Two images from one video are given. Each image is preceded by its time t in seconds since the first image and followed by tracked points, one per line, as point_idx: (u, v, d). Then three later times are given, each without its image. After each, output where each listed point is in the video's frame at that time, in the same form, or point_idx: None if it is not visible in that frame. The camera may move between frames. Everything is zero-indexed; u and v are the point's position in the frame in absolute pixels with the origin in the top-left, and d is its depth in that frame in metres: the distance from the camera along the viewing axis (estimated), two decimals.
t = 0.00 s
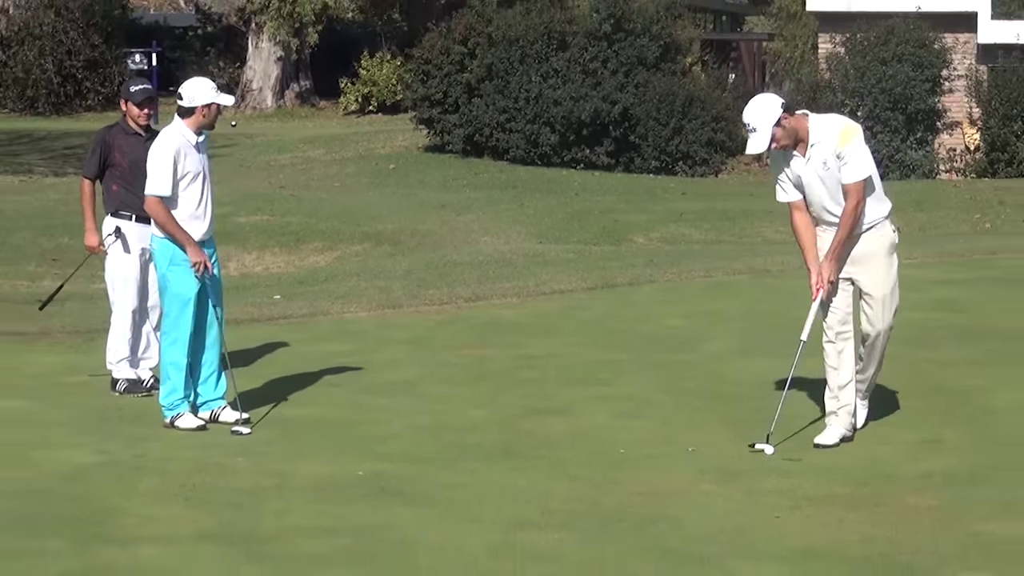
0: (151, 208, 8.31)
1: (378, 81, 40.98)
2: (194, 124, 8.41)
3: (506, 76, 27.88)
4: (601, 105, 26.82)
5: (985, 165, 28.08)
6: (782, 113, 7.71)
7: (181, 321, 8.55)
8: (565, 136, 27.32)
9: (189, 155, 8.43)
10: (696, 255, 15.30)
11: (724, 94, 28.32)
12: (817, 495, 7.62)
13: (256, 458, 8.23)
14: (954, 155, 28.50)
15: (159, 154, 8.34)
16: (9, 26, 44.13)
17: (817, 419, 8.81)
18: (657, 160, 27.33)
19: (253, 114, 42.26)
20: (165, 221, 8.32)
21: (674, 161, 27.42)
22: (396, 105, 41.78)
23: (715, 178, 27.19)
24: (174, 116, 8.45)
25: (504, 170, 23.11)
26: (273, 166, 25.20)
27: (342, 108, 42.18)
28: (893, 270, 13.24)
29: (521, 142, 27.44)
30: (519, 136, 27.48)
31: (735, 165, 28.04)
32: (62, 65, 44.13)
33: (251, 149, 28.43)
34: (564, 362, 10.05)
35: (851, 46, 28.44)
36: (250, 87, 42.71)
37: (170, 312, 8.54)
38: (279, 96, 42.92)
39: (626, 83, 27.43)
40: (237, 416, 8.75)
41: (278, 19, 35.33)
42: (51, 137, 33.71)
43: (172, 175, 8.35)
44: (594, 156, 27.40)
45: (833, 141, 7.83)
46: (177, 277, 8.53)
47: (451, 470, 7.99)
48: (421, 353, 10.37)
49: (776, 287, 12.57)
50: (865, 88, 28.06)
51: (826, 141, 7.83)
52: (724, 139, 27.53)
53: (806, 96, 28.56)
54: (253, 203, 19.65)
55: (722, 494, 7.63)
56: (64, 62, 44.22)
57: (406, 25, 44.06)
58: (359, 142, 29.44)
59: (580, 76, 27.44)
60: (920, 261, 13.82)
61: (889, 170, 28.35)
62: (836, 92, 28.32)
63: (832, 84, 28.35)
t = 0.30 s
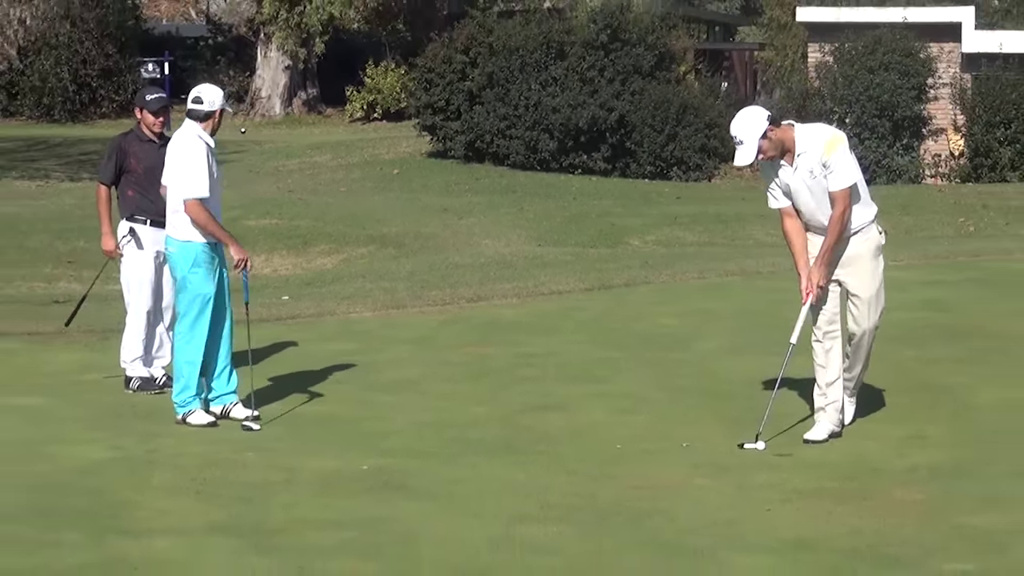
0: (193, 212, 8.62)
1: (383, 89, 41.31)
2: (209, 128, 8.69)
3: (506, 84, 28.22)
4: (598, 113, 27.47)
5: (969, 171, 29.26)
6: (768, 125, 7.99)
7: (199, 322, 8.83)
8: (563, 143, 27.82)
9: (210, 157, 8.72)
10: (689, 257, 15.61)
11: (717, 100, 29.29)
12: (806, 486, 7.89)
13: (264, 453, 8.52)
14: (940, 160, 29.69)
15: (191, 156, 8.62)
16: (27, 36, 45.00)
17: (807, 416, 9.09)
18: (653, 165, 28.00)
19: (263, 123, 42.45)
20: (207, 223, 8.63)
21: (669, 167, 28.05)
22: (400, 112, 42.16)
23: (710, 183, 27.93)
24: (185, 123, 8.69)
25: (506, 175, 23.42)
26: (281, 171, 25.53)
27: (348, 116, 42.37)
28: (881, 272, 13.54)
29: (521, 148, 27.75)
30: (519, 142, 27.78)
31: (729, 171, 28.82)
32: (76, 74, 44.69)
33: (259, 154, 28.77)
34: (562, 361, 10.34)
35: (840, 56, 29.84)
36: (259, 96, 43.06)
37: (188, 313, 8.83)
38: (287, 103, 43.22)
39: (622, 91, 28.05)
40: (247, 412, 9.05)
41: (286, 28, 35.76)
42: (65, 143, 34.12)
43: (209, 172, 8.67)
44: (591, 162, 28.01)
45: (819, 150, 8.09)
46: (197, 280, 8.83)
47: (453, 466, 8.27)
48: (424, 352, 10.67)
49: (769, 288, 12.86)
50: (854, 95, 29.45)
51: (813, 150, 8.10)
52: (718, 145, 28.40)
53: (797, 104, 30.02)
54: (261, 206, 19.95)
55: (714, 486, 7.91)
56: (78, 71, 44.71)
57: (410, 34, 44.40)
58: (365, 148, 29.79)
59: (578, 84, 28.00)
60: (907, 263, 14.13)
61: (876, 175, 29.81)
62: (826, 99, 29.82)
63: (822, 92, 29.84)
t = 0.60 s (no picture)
0: (219, 208, 8.62)
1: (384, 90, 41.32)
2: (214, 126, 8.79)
3: (506, 86, 28.34)
4: (598, 114, 27.52)
5: (967, 172, 29.19)
6: (766, 127, 8.04)
7: (205, 324, 8.88)
8: (563, 143, 27.86)
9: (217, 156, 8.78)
10: (689, 257, 15.65)
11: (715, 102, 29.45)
12: (805, 485, 7.93)
13: (266, 452, 8.57)
14: (936, 161, 29.77)
15: (205, 154, 8.68)
16: (31, 39, 45.11)
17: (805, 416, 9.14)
18: (653, 166, 28.06)
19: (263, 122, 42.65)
20: (233, 219, 8.60)
21: (669, 168, 28.16)
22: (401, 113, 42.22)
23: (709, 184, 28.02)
24: (190, 121, 8.77)
25: (506, 176, 23.46)
26: (283, 172, 25.60)
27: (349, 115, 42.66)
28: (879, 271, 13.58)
29: (522, 149, 27.72)
30: (520, 143, 27.78)
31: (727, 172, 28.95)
32: (79, 76, 45.21)
33: (260, 155, 28.85)
34: (562, 360, 10.40)
35: (838, 57, 30.01)
36: (261, 97, 43.13)
37: (194, 314, 8.86)
38: (289, 104, 43.32)
39: (622, 92, 28.09)
40: (249, 412, 9.10)
41: (287, 31, 35.85)
42: (67, 144, 34.16)
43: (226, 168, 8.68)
44: (591, 163, 28.05)
45: (817, 150, 8.14)
46: (205, 281, 8.85)
47: (453, 465, 8.31)
48: (425, 351, 10.73)
49: (768, 288, 12.91)
50: (853, 96, 29.59)
51: (811, 150, 8.14)
52: (716, 147, 28.56)
53: (796, 105, 30.15)
54: (263, 207, 20.01)
55: (715, 485, 7.95)
56: (82, 73, 45.22)
57: (411, 37, 44.41)
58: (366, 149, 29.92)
59: (578, 85, 28.11)
60: (904, 263, 14.18)
61: (874, 175, 29.89)
62: (824, 101, 29.99)
63: (820, 93, 30.01)
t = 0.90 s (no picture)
0: (222, 206, 8.62)
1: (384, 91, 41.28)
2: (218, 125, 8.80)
3: (506, 86, 28.40)
4: (598, 114, 27.51)
5: (967, 172, 29.17)
6: (769, 129, 8.04)
7: (206, 323, 8.89)
8: (563, 144, 27.87)
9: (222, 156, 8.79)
10: (689, 257, 15.64)
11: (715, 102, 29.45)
12: (806, 485, 7.92)
13: (266, 452, 8.58)
14: (936, 161, 29.76)
15: (206, 153, 8.69)
16: (30, 39, 44.65)
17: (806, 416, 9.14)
18: (653, 167, 28.04)
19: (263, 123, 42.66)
20: (235, 218, 8.63)
21: (669, 168, 28.13)
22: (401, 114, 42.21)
23: (709, 184, 27.99)
24: (194, 120, 8.79)
25: (506, 177, 23.44)
26: (283, 172, 25.61)
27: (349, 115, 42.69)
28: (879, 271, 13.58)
29: (522, 150, 27.77)
30: (519, 144, 27.82)
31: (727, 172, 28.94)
32: (79, 76, 45.28)
33: (260, 155, 28.86)
34: (562, 360, 10.40)
35: (838, 58, 30.01)
36: (261, 97, 43.11)
37: (196, 313, 8.87)
38: (289, 105, 43.34)
39: (622, 92, 28.07)
40: (249, 413, 9.10)
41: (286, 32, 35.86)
42: (68, 145, 34.13)
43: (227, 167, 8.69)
44: (591, 163, 28.05)
45: (821, 149, 8.15)
46: (206, 281, 8.86)
47: (453, 465, 8.31)
48: (425, 351, 10.74)
49: (768, 289, 12.91)
50: (852, 96, 29.59)
51: (815, 149, 8.15)
52: (716, 147, 28.54)
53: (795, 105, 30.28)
54: (263, 208, 20.01)
55: (714, 485, 7.95)
56: (82, 74, 45.33)
57: (411, 37, 44.39)
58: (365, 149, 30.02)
59: (577, 85, 28.11)
60: (904, 263, 14.18)
61: (874, 175, 29.86)
62: (824, 101, 30.02)
63: (820, 93, 30.05)
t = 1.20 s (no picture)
0: (202, 210, 8.64)
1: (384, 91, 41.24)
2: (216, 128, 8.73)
3: (507, 88, 28.52)
4: (598, 115, 27.49)
5: (967, 172, 29.15)
6: (773, 153, 7.87)
7: (205, 324, 8.91)
8: (564, 145, 27.91)
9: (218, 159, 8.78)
10: (689, 257, 15.63)
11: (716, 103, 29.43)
12: (805, 486, 7.92)
13: (267, 453, 8.58)
14: (936, 162, 29.75)
15: (199, 157, 8.67)
16: (30, 40, 44.79)
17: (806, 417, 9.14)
18: (652, 167, 27.91)
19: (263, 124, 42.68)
20: (216, 221, 8.64)
21: (669, 169, 27.90)
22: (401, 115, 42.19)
23: (709, 184, 27.60)
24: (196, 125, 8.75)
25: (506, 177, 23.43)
26: (283, 173, 25.64)
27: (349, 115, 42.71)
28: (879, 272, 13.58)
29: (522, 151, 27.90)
30: (519, 145, 27.96)
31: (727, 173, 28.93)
32: (79, 77, 45.31)
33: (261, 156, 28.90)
34: (563, 360, 10.41)
35: (838, 58, 29.98)
36: (261, 98, 43.12)
37: (194, 314, 8.90)
38: (289, 106, 43.36)
39: (622, 93, 28.04)
40: (249, 413, 9.12)
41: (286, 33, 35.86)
42: (68, 145, 34.15)
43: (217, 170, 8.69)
44: (591, 164, 28.07)
45: (823, 157, 8.13)
46: (204, 282, 8.89)
47: (453, 466, 8.31)
48: (425, 352, 10.75)
49: (768, 289, 12.92)
50: (852, 97, 29.57)
51: (817, 160, 8.12)
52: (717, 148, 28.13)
53: (795, 107, 30.40)
54: (263, 208, 20.04)
55: (715, 486, 7.94)
56: (81, 74, 45.35)
57: (411, 38, 44.42)
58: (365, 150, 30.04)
59: (577, 86, 28.12)
60: (904, 265, 14.18)
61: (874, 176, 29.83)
62: (824, 102, 29.96)
63: (820, 94, 29.95)
